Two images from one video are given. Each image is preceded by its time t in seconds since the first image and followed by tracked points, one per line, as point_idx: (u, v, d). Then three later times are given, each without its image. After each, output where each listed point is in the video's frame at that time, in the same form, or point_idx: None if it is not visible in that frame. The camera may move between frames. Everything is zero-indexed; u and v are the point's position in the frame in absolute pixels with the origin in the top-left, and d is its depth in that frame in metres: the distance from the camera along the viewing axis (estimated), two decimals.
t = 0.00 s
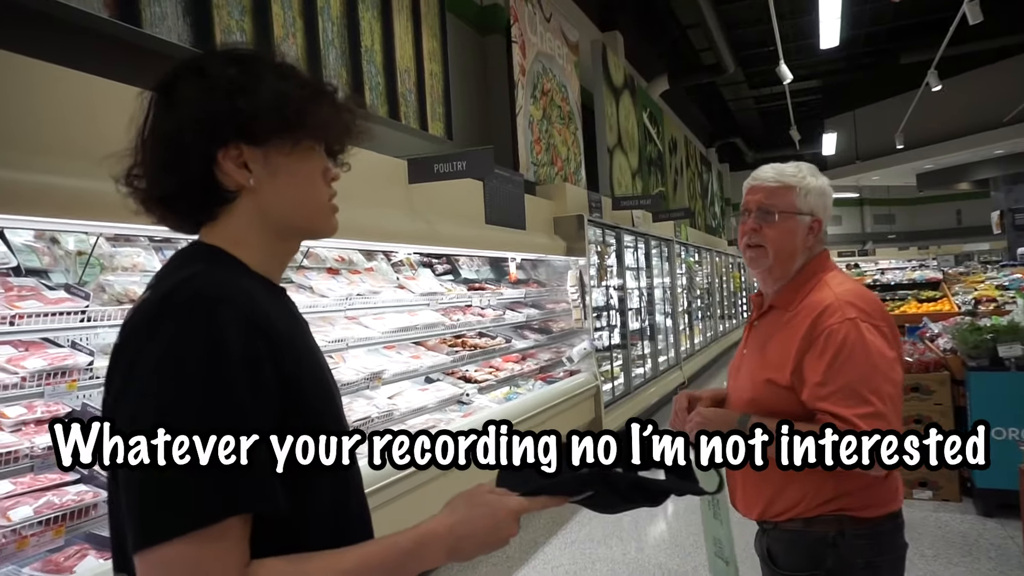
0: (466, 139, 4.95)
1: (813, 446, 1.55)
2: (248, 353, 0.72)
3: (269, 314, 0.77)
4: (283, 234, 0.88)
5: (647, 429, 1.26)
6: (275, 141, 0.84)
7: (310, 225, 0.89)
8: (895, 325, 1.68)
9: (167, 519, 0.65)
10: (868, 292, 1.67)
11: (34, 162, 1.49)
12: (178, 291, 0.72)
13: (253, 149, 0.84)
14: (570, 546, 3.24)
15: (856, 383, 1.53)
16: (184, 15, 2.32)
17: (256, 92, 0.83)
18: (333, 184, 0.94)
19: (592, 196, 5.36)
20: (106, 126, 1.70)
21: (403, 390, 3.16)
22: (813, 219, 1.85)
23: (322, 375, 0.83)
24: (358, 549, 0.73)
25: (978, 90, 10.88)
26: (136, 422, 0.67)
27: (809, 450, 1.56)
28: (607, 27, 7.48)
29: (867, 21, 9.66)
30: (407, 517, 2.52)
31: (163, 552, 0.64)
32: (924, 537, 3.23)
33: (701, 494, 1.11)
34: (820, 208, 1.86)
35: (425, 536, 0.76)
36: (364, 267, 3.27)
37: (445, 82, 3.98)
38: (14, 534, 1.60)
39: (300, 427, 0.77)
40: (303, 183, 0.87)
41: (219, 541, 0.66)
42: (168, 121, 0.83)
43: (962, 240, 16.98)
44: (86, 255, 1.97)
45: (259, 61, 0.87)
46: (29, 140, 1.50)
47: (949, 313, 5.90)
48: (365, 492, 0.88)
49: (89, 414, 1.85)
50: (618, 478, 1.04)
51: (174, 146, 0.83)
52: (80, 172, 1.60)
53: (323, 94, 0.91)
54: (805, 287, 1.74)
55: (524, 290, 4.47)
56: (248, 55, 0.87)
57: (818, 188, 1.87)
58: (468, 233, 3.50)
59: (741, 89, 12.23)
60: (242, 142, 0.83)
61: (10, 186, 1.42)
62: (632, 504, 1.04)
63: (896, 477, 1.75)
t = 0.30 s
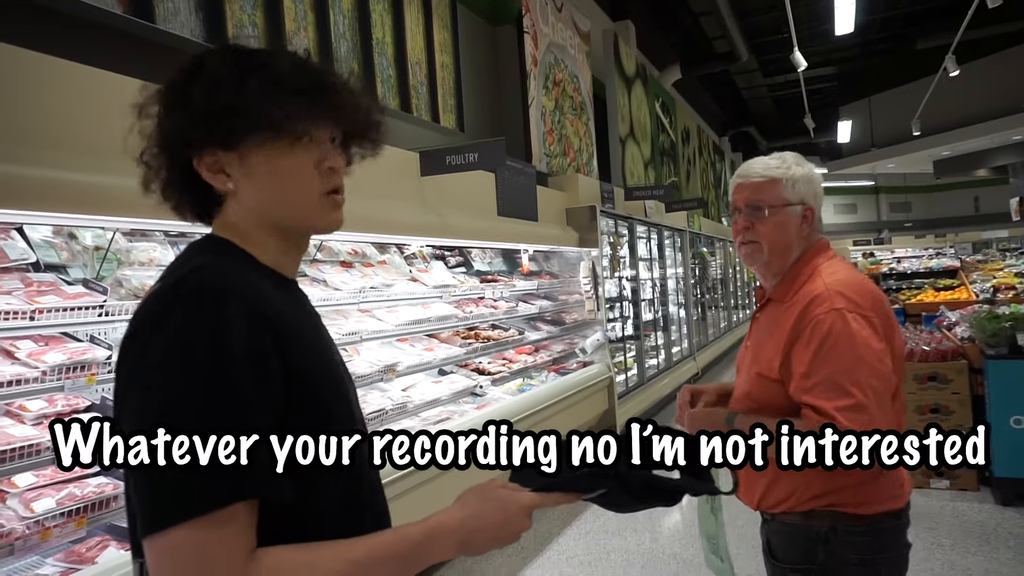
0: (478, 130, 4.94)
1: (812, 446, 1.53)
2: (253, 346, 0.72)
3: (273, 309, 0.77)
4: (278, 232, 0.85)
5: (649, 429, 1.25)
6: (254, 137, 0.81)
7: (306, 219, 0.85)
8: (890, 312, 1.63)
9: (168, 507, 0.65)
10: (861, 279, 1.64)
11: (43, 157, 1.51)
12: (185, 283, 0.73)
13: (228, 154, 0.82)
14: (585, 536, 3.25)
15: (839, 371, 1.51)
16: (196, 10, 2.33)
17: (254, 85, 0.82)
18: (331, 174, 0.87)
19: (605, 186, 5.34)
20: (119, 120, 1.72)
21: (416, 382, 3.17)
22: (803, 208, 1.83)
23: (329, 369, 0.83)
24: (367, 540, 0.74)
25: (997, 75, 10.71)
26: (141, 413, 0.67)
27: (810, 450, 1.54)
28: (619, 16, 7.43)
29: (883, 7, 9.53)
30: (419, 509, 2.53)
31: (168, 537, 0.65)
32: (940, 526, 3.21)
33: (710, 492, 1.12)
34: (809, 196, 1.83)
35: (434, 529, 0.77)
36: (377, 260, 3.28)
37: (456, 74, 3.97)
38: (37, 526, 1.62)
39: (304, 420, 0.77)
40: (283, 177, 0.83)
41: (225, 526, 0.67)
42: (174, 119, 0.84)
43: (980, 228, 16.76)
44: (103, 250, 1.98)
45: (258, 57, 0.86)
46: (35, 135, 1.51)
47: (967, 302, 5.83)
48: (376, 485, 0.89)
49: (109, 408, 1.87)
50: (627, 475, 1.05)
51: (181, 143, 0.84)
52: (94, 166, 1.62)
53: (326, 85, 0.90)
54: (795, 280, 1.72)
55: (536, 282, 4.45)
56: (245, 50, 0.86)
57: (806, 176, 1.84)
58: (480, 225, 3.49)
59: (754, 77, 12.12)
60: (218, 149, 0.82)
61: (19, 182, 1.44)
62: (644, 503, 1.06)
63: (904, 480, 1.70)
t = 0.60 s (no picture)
0: (475, 130, 4.95)
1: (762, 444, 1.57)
2: (240, 343, 0.71)
3: (261, 309, 0.76)
4: (260, 239, 0.84)
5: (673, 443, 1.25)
6: (231, 149, 0.79)
7: (284, 230, 0.82)
8: (851, 316, 1.55)
9: (156, 501, 0.62)
10: (824, 280, 1.58)
11: (43, 161, 1.51)
12: (173, 281, 0.72)
13: (208, 164, 0.81)
14: (584, 538, 3.24)
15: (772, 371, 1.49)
16: (194, 12, 2.33)
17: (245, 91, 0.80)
18: (309, 184, 0.82)
19: (602, 187, 5.34)
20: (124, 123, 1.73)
21: (414, 384, 3.17)
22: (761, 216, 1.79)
23: (320, 370, 0.81)
24: (368, 543, 0.72)
25: (993, 74, 10.74)
26: (126, 413, 0.65)
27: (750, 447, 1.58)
28: (616, 17, 7.44)
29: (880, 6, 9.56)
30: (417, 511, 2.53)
31: (165, 533, 0.63)
32: (940, 525, 3.21)
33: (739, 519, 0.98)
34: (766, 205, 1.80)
35: (438, 537, 0.74)
36: (375, 262, 3.28)
37: (454, 75, 3.98)
38: (36, 530, 1.61)
39: (294, 422, 0.75)
40: (258, 190, 0.80)
41: (214, 522, 0.64)
42: (169, 126, 0.83)
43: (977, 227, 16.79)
44: (102, 252, 1.97)
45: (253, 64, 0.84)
46: (32, 138, 1.50)
47: (964, 301, 5.84)
48: (371, 487, 0.87)
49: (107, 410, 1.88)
50: (648, 494, 0.98)
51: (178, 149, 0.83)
52: (96, 169, 1.62)
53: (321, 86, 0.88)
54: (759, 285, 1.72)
55: (534, 283, 4.45)
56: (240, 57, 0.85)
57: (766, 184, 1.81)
58: (477, 226, 3.49)
59: (750, 77, 12.15)
60: (201, 159, 0.81)
61: (17, 185, 1.43)
62: (663, 525, 0.97)
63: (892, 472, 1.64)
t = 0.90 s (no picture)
0: (463, 127, 4.95)
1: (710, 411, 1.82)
2: (223, 338, 0.70)
3: (245, 305, 0.76)
4: (257, 238, 0.83)
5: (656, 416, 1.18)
6: (232, 150, 0.78)
7: (281, 233, 0.81)
8: (791, 312, 1.69)
9: (147, 499, 0.62)
10: (778, 278, 1.74)
11: (22, 156, 1.48)
12: (156, 278, 0.71)
13: (208, 162, 0.80)
14: (575, 534, 3.25)
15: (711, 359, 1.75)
16: (181, 9, 2.31)
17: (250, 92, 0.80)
18: (309, 189, 0.82)
19: (591, 184, 5.35)
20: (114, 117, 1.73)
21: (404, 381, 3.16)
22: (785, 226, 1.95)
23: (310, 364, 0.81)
24: (358, 534, 0.71)
25: (975, 71, 10.84)
26: (110, 411, 0.64)
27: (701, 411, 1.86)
28: (603, 14, 7.45)
29: (864, 5, 9.65)
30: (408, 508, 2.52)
31: (157, 529, 0.62)
32: (926, 517, 3.25)
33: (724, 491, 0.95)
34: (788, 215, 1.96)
35: (429, 523, 0.74)
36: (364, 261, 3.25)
37: (442, 72, 3.97)
38: (25, 532, 1.61)
39: (283, 414, 0.75)
40: (259, 192, 0.79)
41: (205, 518, 0.64)
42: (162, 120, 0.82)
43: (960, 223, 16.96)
44: (88, 251, 1.95)
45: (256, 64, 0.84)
46: (11, 134, 1.48)
47: (948, 296, 5.90)
48: (365, 481, 0.87)
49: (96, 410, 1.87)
50: (633, 469, 0.92)
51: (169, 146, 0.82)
52: (87, 168, 1.63)
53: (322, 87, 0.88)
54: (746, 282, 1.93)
55: (523, 280, 4.45)
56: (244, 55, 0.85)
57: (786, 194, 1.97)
58: (466, 223, 3.49)
59: (737, 74, 12.21)
60: (200, 155, 0.80)
61: (10, 183, 1.43)
62: (649, 501, 0.92)
63: (857, 464, 1.69)
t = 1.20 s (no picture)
0: (457, 134, 4.96)
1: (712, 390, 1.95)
2: (234, 341, 0.70)
3: (252, 311, 0.76)
4: (260, 245, 0.82)
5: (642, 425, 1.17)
6: (244, 155, 0.77)
7: (287, 241, 0.81)
8: (773, 308, 1.75)
9: (161, 504, 0.61)
10: (774, 279, 1.80)
11: (9, 160, 1.46)
12: (162, 282, 0.70)
13: (213, 168, 0.78)
14: (569, 540, 3.25)
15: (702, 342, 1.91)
16: (174, 14, 2.31)
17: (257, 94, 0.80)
18: (316, 196, 0.82)
19: (584, 189, 5.35)
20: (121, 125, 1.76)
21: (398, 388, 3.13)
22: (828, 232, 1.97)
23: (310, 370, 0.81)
24: (364, 539, 0.70)
25: (965, 77, 10.92)
26: (116, 414, 0.63)
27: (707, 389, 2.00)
28: (595, 20, 7.49)
29: (855, 10, 9.78)
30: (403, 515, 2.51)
31: (167, 535, 0.61)
32: (919, 521, 3.27)
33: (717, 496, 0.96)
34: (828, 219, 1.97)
35: (437, 528, 0.73)
36: (358, 267, 3.23)
37: (436, 78, 3.98)
38: (15, 540, 1.59)
39: (290, 417, 0.74)
40: (267, 200, 0.79)
41: (218, 523, 0.63)
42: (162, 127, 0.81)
43: (950, 228, 17.07)
44: (80, 258, 1.94)
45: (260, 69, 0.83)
46: None
47: (940, 300, 5.94)
48: (363, 486, 0.87)
49: (87, 417, 1.86)
50: (631, 475, 0.93)
51: (168, 152, 0.81)
52: (90, 174, 1.64)
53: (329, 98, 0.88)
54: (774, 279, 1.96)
55: (517, 286, 4.45)
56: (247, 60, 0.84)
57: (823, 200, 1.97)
58: (460, 229, 3.49)
59: (729, 80, 12.28)
60: (204, 160, 0.78)
61: None
62: (645, 507, 0.92)
63: (817, 457, 1.71)
